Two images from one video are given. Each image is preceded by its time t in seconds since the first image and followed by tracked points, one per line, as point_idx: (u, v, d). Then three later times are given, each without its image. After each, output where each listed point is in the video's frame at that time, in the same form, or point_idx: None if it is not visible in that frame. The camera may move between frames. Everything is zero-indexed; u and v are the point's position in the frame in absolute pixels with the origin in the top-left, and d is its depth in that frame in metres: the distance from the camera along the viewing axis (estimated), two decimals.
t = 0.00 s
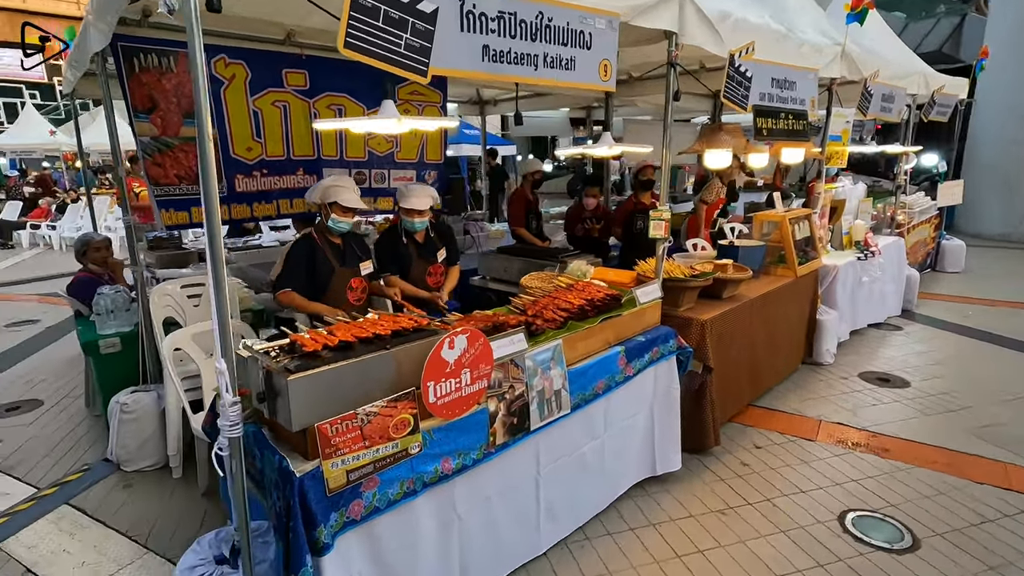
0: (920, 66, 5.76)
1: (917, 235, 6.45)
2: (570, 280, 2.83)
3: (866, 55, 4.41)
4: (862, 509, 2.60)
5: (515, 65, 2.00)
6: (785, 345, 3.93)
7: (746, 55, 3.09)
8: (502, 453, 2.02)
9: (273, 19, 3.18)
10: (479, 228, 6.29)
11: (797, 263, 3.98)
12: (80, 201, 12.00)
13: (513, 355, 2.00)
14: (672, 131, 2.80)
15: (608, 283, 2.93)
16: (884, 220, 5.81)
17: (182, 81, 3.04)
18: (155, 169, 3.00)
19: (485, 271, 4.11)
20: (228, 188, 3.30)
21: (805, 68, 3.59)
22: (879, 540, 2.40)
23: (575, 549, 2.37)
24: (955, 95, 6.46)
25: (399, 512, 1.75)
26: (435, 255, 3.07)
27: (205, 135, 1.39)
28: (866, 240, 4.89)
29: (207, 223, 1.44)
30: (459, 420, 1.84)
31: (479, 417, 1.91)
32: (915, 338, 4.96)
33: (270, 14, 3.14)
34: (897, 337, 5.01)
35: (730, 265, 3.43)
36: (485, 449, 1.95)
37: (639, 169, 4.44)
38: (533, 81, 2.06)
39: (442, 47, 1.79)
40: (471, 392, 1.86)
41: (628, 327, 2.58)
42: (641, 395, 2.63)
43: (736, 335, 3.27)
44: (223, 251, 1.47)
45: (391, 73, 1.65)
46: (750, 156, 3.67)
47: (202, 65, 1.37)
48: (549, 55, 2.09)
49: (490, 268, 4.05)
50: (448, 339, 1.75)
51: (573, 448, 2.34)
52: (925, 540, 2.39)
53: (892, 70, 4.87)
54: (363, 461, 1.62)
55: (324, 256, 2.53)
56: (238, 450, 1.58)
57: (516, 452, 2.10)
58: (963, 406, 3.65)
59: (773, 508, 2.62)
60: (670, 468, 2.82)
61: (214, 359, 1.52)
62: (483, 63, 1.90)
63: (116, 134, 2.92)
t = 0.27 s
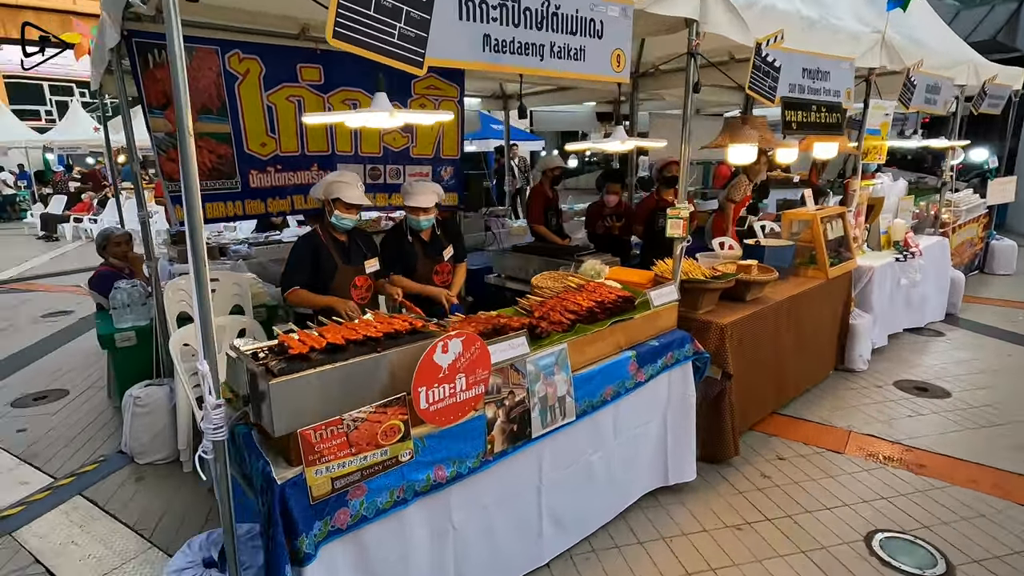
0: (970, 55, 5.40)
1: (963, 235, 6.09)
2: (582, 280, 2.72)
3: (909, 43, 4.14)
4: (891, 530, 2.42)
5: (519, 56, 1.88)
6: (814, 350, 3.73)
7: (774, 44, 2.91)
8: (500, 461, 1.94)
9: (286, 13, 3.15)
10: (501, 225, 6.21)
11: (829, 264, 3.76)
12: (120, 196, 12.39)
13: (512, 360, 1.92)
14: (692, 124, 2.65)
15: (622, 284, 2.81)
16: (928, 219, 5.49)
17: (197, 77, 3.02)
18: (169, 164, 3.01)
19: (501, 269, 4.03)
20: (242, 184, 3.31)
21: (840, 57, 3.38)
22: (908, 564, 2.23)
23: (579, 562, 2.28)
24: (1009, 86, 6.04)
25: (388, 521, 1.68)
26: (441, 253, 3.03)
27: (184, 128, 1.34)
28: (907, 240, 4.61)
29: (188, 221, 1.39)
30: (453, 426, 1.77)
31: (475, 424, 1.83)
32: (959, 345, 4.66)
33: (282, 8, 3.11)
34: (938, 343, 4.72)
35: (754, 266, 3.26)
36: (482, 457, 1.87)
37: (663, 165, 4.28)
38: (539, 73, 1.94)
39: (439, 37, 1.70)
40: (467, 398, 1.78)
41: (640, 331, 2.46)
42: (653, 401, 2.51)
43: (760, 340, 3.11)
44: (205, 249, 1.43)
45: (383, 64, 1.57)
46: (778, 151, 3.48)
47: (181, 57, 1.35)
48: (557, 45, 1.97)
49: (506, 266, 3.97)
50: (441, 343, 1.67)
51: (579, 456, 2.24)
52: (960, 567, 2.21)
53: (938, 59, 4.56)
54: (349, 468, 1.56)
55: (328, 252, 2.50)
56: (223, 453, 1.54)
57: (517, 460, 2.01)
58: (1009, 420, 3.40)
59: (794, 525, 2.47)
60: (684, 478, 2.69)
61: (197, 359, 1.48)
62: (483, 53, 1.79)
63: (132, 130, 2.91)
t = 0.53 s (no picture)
0: None
1: (1015, 238, 5.68)
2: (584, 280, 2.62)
3: (954, 31, 3.85)
4: (911, 555, 2.24)
5: (508, 46, 1.80)
6: (840, 358, 3.52)
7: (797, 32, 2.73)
8: (483, 468, 1.87)
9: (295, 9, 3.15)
10: (521, 223, 6.13)
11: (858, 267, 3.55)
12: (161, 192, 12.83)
13: (497, 364, 1.84)
14: (703, 118, 2.50)
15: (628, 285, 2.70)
16: (974, 220, 5.14)
17: (207, 74, 3.04)
18: (180, 161, 3.04)
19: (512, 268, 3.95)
20: (252, 180, 3.34)
21: (873, 46, 3.15)
22: None
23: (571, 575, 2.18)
24: None
25: (360, 527, 1.63)
26: (441, 251, 2.96)
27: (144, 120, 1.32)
28: (948, 241, 4.31)
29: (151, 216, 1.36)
30: (431, 431, 1.71)
31: (455, 429, 1.77)
32: (1005, 355, 4.34)
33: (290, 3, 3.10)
34: (982, 353, 4.41)
35: (773, 268, 3.09)
36: (462, 463, 1.80)
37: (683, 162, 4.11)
38: (530, 63, 1.86)
39: (419, 27, 1.63)
40: (445, 403, 1.72)
41: (642, 335, 2.34)
42: (655, 409, 2.39)
43: (774, 346, 2.93)
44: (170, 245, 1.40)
45: (358, 55, 1.52)
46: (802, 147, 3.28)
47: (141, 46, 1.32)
48: (550, 34, 1.87)
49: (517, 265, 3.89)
50: (415, 345, 1.61)
51: (571, 465, 2.15)
52: None
53: (988, 48, 4.24)
54: (316, 472, 1.51)
55: (323, 248, 2.46)
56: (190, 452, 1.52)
57: (502, 467, 1.94)
58: None
59: (804, 545, 2.31)
60: (688, 490, 2.56)
61: (164, 357, 1.46)
62: (468, 43, 1.72)
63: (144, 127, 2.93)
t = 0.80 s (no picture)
0: None
1: None
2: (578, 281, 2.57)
3: (979, 25, 3.68)
4: (911, 572, 2.15)
5: (488, 43, 1.77)
6: (851, 364, 3.40)
7: (803, 27, 2.63)
8: (460, 470, 1.84)
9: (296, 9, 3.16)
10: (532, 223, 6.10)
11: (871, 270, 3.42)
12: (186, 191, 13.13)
13: (475, 365, 1.82)
14: (700, 116, 2.44)
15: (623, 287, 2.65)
16: (1003, 222, 4.92)
17: (211, 75, 3.09)
18: (184, 160, 3.10)
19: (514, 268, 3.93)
20: (255, 179, 3.37)
21: (887, 41, 3.03)
22: None
23: None
24: None
25: (331, 527, 1.63)
26: (435, 250, 3.01)
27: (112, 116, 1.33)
28: (971, 244, 4.13)
29: (120, 213, 1.38)
30: (405, 432, 1.69)
31: (430, 430, 1.75)
32: None
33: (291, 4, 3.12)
34: (1007, 361, 4.21)
35: (778, 270, 2.99)
36: (439, 465, 1.79)
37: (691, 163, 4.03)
38: (512, 60, 1.83)
39: (394, 24, 1.61)
40: (420, 404, 1.70)
41: (633, 337, 2.29)
42: (645, 413, 2.34)
43: (776, 350, 2.84)
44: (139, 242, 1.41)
45: (329, 52, 1.50)
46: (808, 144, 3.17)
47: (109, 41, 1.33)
48: (533, 30, 1.84)
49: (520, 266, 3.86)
50: (387, 345, 1.59)
51: (556, 469, 2.11)
52: None
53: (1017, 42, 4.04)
54: (284, 471, 1.51)
55: (316, 245, 2.45)
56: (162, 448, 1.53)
57: (482, 470, 1.91)
58: None
59: (798, 558, 2.23)
60: (682, 497, 2.50)
61: (135, 352, 1.48)
62: (446, 40, 1.70)
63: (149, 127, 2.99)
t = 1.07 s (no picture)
0: None
1: None
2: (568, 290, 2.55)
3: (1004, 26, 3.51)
4: None
5: (464, 51, 1.76)
6: (862, 378, 3.28)
7: (805, 31, 2.55)
8: (435, 480, 1.84)
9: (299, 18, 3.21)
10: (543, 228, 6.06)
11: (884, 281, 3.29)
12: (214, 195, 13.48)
13: (450, 375, 1.81)
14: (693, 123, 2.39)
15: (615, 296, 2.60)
16: None
17: (217, 83, 3.16)
18: (191, 166, 3.18)
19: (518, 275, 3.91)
20: (260, 185, 3.42)
21: (898, 44, 2.92)
22: None
23: None
24: None
25: (299, 534, 1.63)
26: (428, 257, 3.14)
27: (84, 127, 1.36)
28: (995, 254, 3.95)
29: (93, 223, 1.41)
30: (375, 441, 1.69)
31: (402, 439, 1.74)
32: None
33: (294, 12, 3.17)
34: None
35: (781, 280, 2.91)
36: (412, 474, 1.78)
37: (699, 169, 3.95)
38: (491, 69, 1.82)
39: (368, 34, 1.62)
40: (391, 413, 1.70)
41: (620, 348, 2.25)
42: (632, 425, 2.30)
43: (776, 364, 2.75)
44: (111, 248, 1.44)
45: (301, 63, 1.52)
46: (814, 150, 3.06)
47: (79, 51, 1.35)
48: (512, 38, 1.83)
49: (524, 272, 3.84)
50: (355, 354, 1.59)
51: (537, 480, 2.09)
52: None
53: None
54: (250, 477, 1.52)
55: (309, 251, 2.48)
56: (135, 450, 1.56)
57: (457, 480, 1.90)
58: None
59: None
60: (672, 512, 2.45)
61: (109, 357, 1.51)
62: (422, 50, 1.70)
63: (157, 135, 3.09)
